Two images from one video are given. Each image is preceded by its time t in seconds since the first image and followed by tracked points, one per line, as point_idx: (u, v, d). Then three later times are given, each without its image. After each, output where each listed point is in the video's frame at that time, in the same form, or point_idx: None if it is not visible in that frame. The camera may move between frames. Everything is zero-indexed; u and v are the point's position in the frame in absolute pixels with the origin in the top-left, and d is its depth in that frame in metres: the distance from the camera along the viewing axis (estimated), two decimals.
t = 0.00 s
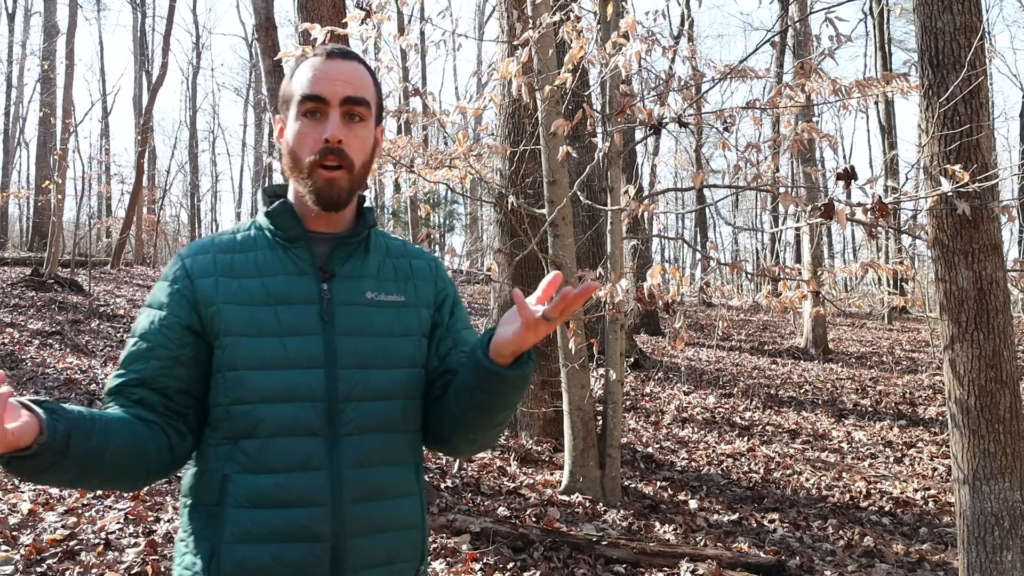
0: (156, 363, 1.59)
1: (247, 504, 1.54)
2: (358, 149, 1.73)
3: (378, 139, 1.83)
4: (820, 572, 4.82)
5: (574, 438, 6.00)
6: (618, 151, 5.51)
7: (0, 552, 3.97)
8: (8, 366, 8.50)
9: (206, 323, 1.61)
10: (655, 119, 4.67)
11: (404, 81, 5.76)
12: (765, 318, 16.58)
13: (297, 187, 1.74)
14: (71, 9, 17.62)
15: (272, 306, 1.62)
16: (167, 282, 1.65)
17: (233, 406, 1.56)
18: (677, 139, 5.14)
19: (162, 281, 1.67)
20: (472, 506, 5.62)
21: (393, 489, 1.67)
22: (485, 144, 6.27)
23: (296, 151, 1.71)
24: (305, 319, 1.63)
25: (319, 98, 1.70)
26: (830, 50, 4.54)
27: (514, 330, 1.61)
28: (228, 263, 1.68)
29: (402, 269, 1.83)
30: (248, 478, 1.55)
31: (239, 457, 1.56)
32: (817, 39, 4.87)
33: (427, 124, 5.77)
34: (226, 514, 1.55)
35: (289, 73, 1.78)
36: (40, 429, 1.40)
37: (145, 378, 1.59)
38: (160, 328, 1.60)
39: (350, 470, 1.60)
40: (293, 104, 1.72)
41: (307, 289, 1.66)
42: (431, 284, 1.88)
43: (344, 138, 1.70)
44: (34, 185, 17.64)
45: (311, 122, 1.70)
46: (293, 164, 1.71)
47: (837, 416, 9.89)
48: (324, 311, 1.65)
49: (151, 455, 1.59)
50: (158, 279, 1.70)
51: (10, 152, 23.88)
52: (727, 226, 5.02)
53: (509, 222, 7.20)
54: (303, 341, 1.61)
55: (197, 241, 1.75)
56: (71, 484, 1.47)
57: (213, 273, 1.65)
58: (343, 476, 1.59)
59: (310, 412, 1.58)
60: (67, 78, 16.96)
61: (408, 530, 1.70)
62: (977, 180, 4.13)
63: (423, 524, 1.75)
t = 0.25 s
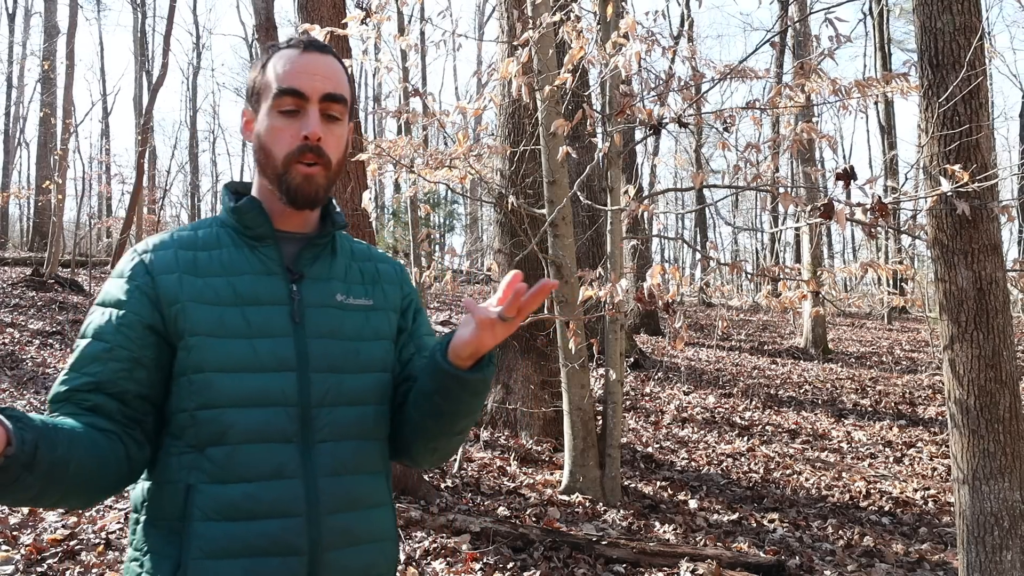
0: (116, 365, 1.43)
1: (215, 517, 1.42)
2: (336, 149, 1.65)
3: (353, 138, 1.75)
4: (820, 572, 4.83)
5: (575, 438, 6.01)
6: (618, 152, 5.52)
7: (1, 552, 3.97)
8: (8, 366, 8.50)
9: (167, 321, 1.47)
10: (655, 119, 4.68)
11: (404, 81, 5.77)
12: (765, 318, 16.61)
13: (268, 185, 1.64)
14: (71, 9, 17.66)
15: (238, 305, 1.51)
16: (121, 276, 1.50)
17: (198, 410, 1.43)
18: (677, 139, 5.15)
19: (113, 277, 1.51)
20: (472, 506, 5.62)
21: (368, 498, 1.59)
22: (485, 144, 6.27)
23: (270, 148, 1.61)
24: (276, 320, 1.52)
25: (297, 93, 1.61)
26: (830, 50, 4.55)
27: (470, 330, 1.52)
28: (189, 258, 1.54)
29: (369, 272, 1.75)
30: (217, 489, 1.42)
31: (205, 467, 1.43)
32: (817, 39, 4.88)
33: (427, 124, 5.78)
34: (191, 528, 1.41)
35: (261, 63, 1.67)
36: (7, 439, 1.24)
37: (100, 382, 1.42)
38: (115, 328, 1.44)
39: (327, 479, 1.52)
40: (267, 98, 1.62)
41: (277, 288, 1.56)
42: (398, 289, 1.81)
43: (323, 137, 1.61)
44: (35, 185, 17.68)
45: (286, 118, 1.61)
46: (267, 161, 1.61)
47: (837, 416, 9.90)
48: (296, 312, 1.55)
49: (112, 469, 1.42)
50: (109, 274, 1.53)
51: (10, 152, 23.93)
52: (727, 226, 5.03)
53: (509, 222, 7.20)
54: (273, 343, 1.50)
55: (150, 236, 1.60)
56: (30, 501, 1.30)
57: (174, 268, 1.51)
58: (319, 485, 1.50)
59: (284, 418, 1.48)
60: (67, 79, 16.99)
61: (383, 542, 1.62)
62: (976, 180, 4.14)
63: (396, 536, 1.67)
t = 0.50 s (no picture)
0: (94, 369, 1.41)
1: (201, 526, 1.40)
2: (324, 143, 1.64)
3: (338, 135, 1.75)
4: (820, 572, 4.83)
5: (574, 438, 6.01)
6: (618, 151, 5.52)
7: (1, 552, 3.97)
8: (8, 366, 8.50)
9: (147, 323, 1.45)
10: (655, 119, 4.68)
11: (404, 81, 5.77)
12: (765, 318, 16.61)
13: (250, 180, 1.61)
14: (71, 9, 17.66)
15: (221, 306, 1.50)
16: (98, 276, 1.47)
17: (182, 414, 1.42)
18: (677, 139, 5.15)
19: (88, 275, 1.49)
20: (472, 506, 5.62)
21: (355, 503, 1.59)
22: (485, 144, 6.27)
23: (256, 140, 1.58)
24: (260, 321, 1.52)
25: (285, 86, 1.59)
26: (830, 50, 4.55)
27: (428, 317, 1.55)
28: (169, 257, 1.53)
29: (349, 272, 1.76)
30: (203, 496, 1.41)
31: (189, 475, 1.41)
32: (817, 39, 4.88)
33: (427, 124, 5.77)
34: (174, 537, 1.39)
35: (245, 55, 1.65)
36: (3, 456, 1.21)
37: (78, 387, 1.39)
38: (93, 329, 1.42)
39: (315, 484, 1.51)
40: (252, 90, 1.59)
41: (260, 288, 1.55)
42: (378, 290, 1.82)
43: (312, 131, 1.60)
44: (35, 185, 17.69)
45: (272, 110, 1.59)
46: (252, 155, 1.58)
47: (837, 416, 9.90)
48: (280, 312, 1.55)
49: (96, 481, 1.40)
50: (82, 272, 1.50)
51: (10, 152, 23.92)
52: (726, 226, 5.03)
53: (509, 222, 7.21)
54: (258, 344, 1.50)
55: (126, 234, 1.58)
56: (18, 518, 1.27)
57: (154, 267, 1.50)
58: (307, 490, 1.50)
59: (271, 422, 1.47)
60: (67, 79, 16.98)
61: (370, 546, 1.62)
62: (977, 180, 4.14)
63: (382, 540, 1.67)
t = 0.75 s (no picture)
0: (88, 373, 1.40)
1: (194, 531, 1.39)
2: (317, 138, 1.64)
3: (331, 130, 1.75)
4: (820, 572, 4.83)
5: (574, 438, 6.01)
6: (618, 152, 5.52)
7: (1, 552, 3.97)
8: (8, 367, 8.50)
9: (139, 324, 1.44)
10: (655, 119, 4.68)
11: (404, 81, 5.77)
12: (765, 318, 16.61)
13: (243, 176, 1.60)
14: (71, 9, 17.65)
15: (214, 307, 1.50)
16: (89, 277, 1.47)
17: (174, 417, 1.41)
18: (677, 138, 5.15)
19: (78, 275, 1.48)
20: (472, 506, 5.62)
21: (350, 505, 1.58)
22: (485, 144, 6.27)
23: (250, 134, 1.57)
24: (253, 322, 1.52)
25: (279, 79, 1.59)
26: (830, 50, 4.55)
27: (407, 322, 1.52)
28: (161, 258, 1.53)
29: (343, 270, 1.76)
30: (197, 501, 1.40)
31: (182, 480, 1.40)
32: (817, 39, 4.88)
33: (427, 124, 5.77)
34: (167, 542, 1.39)
35: (237, 49, 1.65)
36: (15, 480, 1.23)
37: (72, 392, 1.39)
38: (84, 330, 1.41)
39: (310, 487, 1.51)
40: (245, 84, 1.59)
41: (253, 288, 1.55)
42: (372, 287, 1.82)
43: (307, 125, 1.60)
44: (36, 185, 17.70)
45: (267, 103, 1.58)
46: (246, 149, 1.57)
47: (837, 416, 9.90)
48: (274, 313, 1.55)
49: (100, 487, 1.41)
50: (73, 272, 1.50)
51: (10, 153, 23.92)
52: (726, 226, 5.03)
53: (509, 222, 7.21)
54: (251, 345, 1.50)
55: (116, 233, 1.58)
56: (25, 534, 1.29)
57: (145, 267, 1.50)
58: (302, 494, 1.50)
59: (263, 424, 1.47)
60: (67, 79, 16.98)
61: (365, 548, 1.62)
62: (977, 180, 4.14)
63: (377, 541, 1.67)
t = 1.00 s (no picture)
0: (90, 376, 1.40)
1: (189, 532, 1.39)
2: (313, 131, 1.62)
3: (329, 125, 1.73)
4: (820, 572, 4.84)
5: (574, 438, 6.01)
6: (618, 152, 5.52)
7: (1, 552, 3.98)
8: (9, 366, 8.51)
9: (134, 325, 1.45)
10: (655, 119, 4.68)
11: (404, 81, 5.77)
12: (765, 318, 16.61)
13: (238, 172, 1.59)
14: (71, 9, 17.64)
15: (208, 306, 1.50)
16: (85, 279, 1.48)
17: (168, 418, 1.42)
18: (677, 138, 5.15)
19: (76, 278, 1.50)
20: (472, 506, 5.62)
21: (348, 505, 1.56)
22: (485, 144, 6.26)
23: (244, 128, 1.56)
24: (248, 320, 1.51)
25: (274, 72, 1.59)
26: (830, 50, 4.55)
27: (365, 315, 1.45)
28: (157, 258, 1.53)
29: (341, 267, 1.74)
30: (191, 502, 1.40)
31: (178, 481, 1.41)
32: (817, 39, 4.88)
33: (427, 124, 5.77)
34: (162, 543, 1.39)
35: (235, 46, 1.66)
36: (49, 508, 1.25)
37: (76, 397, 1.39)
38: (84, 334, 1.42)
39: (305, 487, 1.49)
40: (241, 79, 1.59)
41: (248, 286, 1.54)
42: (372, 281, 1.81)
43: (300, 117, 1.58)
44: (36, 185, 17.70)
45: (262, 97, 1.58)
46: (240, 143, 1.56)
47: (837, 416, 9.89)
48: (269, 311, 1.53)
49: (116, 490, 1.44)
50: (71, 276, 1.51)
51: (11, 153, 23.92)
52: (726, 226, 5.03)
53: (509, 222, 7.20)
54: (245, 344, 1.49)
55: (114, 233, 1.59)
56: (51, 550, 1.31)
57: (141, 268, 1.51)
58: (297, 494, 1.48)
59: (257, 423, 1.46)
60: (67, 79, 16.98)
61: (365, 549, 1.60)
62: (977, 180, 4.14)
63: (378, 541, 1.65)
